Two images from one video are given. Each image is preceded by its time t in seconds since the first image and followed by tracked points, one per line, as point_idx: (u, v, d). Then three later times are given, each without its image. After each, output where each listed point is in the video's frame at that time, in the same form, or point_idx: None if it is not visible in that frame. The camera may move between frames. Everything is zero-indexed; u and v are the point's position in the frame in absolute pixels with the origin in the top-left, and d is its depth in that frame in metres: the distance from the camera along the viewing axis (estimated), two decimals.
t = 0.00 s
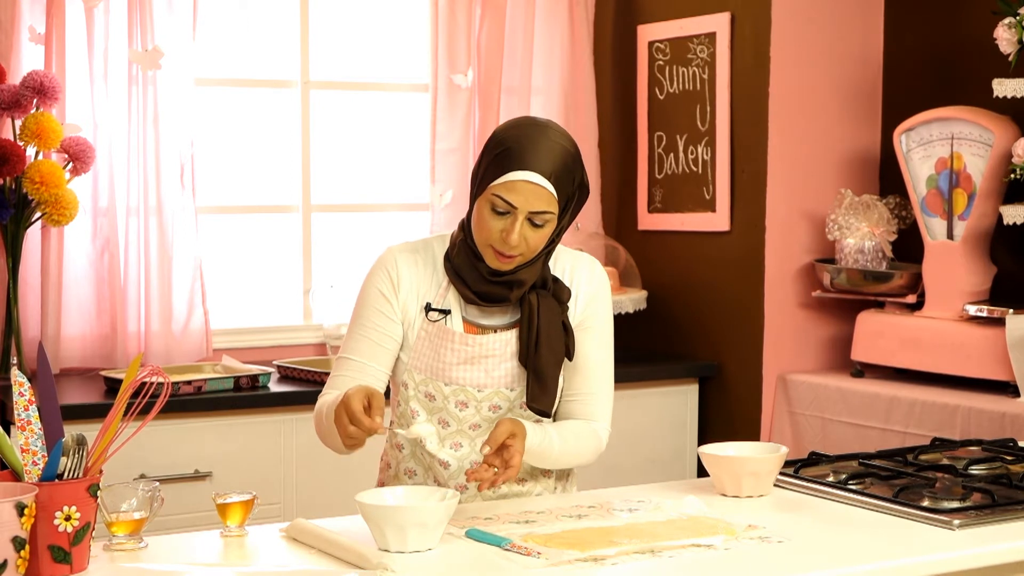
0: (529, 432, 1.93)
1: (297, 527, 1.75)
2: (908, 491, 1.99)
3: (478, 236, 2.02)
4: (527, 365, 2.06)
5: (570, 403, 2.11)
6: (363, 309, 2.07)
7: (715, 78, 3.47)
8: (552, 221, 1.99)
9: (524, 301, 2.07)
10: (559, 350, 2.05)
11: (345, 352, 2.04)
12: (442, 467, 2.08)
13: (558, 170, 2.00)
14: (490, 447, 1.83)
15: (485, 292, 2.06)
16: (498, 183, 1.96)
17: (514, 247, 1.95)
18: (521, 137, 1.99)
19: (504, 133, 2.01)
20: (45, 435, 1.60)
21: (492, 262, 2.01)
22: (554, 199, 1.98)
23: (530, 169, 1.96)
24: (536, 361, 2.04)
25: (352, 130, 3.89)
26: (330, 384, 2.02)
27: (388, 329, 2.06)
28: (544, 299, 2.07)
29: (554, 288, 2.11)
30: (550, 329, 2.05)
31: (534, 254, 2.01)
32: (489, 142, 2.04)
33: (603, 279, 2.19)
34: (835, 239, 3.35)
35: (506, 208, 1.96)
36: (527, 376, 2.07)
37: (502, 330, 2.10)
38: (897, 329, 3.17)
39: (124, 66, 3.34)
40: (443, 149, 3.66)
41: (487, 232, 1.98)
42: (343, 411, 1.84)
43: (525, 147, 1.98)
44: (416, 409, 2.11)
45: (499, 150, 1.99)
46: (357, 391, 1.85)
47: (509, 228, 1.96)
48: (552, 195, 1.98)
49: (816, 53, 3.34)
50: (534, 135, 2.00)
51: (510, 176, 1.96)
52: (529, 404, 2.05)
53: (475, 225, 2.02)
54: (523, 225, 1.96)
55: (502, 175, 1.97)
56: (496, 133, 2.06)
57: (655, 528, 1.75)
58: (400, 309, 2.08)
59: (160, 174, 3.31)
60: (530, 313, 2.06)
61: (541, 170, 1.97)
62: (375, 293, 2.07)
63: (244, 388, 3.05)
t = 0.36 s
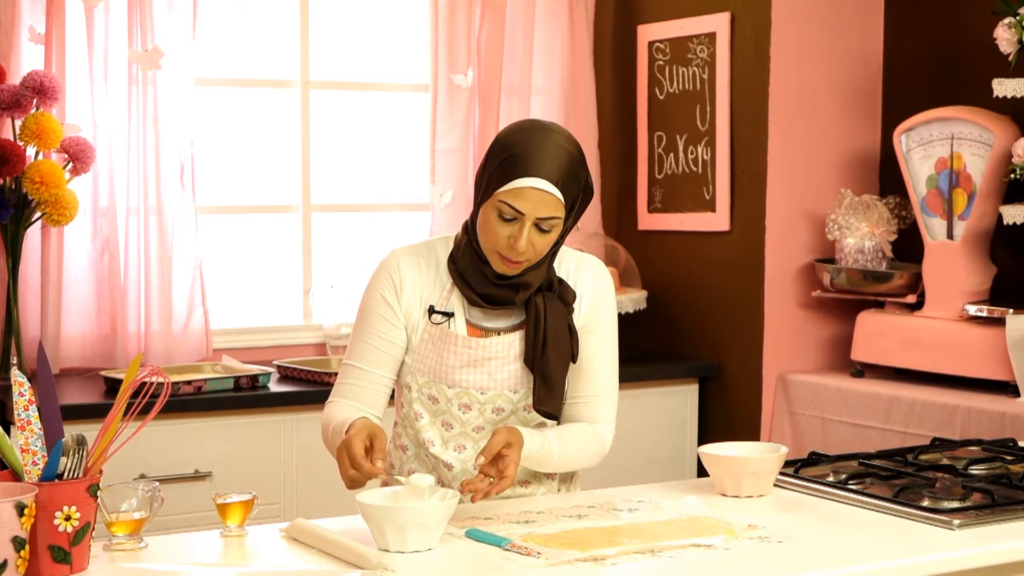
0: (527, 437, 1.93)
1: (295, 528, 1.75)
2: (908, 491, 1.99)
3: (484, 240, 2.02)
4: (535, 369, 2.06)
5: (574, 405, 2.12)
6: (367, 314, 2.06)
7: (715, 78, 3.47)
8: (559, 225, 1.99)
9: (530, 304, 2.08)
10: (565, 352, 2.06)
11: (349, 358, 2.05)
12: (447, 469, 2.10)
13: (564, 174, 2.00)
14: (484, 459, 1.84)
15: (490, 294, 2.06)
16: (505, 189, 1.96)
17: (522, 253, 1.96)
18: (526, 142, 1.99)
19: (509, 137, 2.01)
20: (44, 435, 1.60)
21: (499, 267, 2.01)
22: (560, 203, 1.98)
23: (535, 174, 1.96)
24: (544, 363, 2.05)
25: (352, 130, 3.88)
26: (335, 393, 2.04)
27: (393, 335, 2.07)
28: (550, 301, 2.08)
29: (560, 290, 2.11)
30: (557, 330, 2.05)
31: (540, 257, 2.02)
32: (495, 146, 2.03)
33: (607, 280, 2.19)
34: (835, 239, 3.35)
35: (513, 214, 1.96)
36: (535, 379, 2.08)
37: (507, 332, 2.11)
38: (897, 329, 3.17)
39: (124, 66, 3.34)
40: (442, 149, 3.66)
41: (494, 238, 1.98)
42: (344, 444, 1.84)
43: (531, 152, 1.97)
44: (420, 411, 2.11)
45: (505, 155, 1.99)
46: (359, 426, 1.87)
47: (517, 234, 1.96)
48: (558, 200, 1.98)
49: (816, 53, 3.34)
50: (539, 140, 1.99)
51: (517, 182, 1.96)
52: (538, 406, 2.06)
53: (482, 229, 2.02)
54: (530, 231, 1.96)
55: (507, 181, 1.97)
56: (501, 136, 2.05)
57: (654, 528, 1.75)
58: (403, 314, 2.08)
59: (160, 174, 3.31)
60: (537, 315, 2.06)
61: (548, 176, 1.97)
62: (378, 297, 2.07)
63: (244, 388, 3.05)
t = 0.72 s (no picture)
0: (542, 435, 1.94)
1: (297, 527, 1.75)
2: (907, 491, 1.99)
3: (501, 244, 2.03)
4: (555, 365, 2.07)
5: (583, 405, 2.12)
6: (372, 315, 2.06)
7: (715, 78, 3.47)
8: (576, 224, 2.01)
9: (545, 302, 2.10)
10: (585, 346, 2.07)
11: (354, 359, 2.05)
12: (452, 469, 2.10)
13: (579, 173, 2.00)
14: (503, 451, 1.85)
15: (504, 295, 2.07)
16: (525, 195, 1.96)
17: (548, 256, 1.98)
18: (538, 145, 1.98)
19: (522, 140, 2.00)
20: (44, 435, 1.59)
21: (519, 269, 2.03)
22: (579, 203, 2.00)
23: (555, 178, 1.96)
24: (565, 359, 2.05)
25: (351, 130, 3.88)
26: (339, 392, 2.04)
27: (397, 335, 2.06)
28: (566, 297, 2.09)
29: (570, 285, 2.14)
30: (575, 326, 2.07)
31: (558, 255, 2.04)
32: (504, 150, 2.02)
33: (609, 280, 2.20)
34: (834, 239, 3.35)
35: (535, 218, 1.97)
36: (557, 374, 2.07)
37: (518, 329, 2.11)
38: (897, 329, 3.17)
39: (123, 66, 3.34)
40: (442, 149, 3.66)
41: (516, 242, 1.99)
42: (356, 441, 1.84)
43: (547, 156, 1.97)
44: (425, 412, 2.11)
45: (520, 160, 1.98)
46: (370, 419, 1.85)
47: (541, 238, 1.98)
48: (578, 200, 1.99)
49: (816, 53, 3.34)
50: (552, 142, 1.99)
51: (537, 187, 1.95)
52: (562, 402, 2.05)
53: (499, 232, 2.02)
54: (554, 234, 1.98)
55: (527, 187, 1.96)
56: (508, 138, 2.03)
57: (654, 528, 1.75)
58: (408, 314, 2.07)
59: (159, 174, 3.31)
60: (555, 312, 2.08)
61: (567, 178, 1.97)
62: (383, 297, 2.07)
63: (243, 388, 3.05)
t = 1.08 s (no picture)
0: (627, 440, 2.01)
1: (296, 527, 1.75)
2: (907, 491, 1.99)
3: (535, 249, 2.08)
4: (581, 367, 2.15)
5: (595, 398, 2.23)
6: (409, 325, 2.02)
7: (715, 78, 3.47)
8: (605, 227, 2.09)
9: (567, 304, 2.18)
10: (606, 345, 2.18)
11: (392, 373, 2.00)
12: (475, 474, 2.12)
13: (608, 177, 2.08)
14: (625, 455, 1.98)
15: (532, 301, 2.13)
16: (567, 202, 2.01)
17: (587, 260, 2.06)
18: (577, 151, 2.03)
19: (555, 148, 2.05)
20: (42, 435, 1.59)
21: (553, 274, 2.09)
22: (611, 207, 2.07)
23: (594, 185, 2.02)
24: (594, 360, 2.15)
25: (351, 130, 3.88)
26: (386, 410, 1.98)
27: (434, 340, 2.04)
28: (585, 298, 2.19)
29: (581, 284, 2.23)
30: (598, 328, 2.16)
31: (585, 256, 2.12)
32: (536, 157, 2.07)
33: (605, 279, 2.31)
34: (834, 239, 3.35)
35: (575, 224, 2.03)
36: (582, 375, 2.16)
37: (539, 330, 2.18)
38: (896, 329, 3.17)
39: (123, 66, 3.33)
40: (441, 149, 3.66)
41: (553, 248, 2.06)
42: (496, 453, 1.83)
43: (584, 164, 2.02)
44: (445, 419, 2.12)
45: (557, 168, 2.03)
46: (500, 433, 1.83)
47: (580, 243, 2.05)
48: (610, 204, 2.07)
49: (815, 53, 3.34)
50: (586, 150, 2.04)
51: (578, 195, 2.01)
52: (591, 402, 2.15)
53: (534, 238, 2.08)
54: (591, 237, 2.05)
55: (567, 195, 2.01)
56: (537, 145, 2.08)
57: (653, 528, 1.75)
58: (439, 318, 2.06)
59: (159, 174, 3.31)
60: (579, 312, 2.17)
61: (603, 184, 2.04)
62: (418, 306, 2.03)
63: (243, 388, 3.05)
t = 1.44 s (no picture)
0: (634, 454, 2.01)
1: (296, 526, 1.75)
2: (907, 491, 1.99)
3: (569, 261, 2.07)
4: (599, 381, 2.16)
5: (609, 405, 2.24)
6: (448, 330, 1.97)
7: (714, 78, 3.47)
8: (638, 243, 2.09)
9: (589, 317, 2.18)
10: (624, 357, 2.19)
11: (431, 381, 1.94)
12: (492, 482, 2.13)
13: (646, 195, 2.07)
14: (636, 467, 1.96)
15: (558, 311, 2.11)
16: (608, 217, 2.00)
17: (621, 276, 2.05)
18: (620, 167, 2.02)
19: (598, 162, 2.03)
20: (42, 435, 1.59)
21: (582, 286, 2.09)
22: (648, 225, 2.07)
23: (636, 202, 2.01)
24: (613, 372, 2.16)
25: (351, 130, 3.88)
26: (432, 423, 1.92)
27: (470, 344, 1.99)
28: (605, 310, 2.20)
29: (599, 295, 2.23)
30: (617, 342, 2.18)
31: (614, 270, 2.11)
32: (578, 169, 2.04)
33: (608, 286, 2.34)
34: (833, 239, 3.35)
35: (614, 239, 2.02)
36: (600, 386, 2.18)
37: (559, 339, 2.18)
38: (896, 329, 3.17)
39: (123, 66, 3.33)
40: (441, 149, 3.66)
41: (590, 261, 2.04)
42: (566, 489, 1.82)
43: (628, 181, 2.01)
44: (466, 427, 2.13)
45: (601, 182, 2.01)
46: (569, 469, 1.83)
47: (616, 258, 2.04)
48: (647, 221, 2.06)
49: (815, 53, 3.34)
50: (629, 166, 2.03)
51: (620, 211, 2.00)
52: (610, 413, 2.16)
53: (570, 249, 2.06)
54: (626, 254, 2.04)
55: (611, 209, 2.00)
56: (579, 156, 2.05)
57: (653, 528, 1.75)
58: (475, 322, 2.02)
59: (159, 174, 3.31)
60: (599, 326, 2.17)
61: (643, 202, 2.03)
62: (455, 311, 1.99)
63: (242, 388, 3.05)
